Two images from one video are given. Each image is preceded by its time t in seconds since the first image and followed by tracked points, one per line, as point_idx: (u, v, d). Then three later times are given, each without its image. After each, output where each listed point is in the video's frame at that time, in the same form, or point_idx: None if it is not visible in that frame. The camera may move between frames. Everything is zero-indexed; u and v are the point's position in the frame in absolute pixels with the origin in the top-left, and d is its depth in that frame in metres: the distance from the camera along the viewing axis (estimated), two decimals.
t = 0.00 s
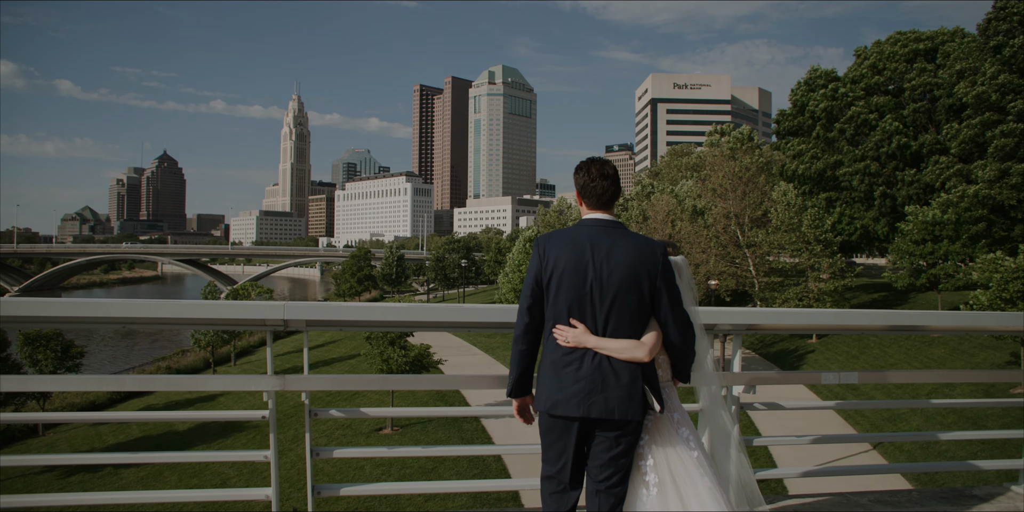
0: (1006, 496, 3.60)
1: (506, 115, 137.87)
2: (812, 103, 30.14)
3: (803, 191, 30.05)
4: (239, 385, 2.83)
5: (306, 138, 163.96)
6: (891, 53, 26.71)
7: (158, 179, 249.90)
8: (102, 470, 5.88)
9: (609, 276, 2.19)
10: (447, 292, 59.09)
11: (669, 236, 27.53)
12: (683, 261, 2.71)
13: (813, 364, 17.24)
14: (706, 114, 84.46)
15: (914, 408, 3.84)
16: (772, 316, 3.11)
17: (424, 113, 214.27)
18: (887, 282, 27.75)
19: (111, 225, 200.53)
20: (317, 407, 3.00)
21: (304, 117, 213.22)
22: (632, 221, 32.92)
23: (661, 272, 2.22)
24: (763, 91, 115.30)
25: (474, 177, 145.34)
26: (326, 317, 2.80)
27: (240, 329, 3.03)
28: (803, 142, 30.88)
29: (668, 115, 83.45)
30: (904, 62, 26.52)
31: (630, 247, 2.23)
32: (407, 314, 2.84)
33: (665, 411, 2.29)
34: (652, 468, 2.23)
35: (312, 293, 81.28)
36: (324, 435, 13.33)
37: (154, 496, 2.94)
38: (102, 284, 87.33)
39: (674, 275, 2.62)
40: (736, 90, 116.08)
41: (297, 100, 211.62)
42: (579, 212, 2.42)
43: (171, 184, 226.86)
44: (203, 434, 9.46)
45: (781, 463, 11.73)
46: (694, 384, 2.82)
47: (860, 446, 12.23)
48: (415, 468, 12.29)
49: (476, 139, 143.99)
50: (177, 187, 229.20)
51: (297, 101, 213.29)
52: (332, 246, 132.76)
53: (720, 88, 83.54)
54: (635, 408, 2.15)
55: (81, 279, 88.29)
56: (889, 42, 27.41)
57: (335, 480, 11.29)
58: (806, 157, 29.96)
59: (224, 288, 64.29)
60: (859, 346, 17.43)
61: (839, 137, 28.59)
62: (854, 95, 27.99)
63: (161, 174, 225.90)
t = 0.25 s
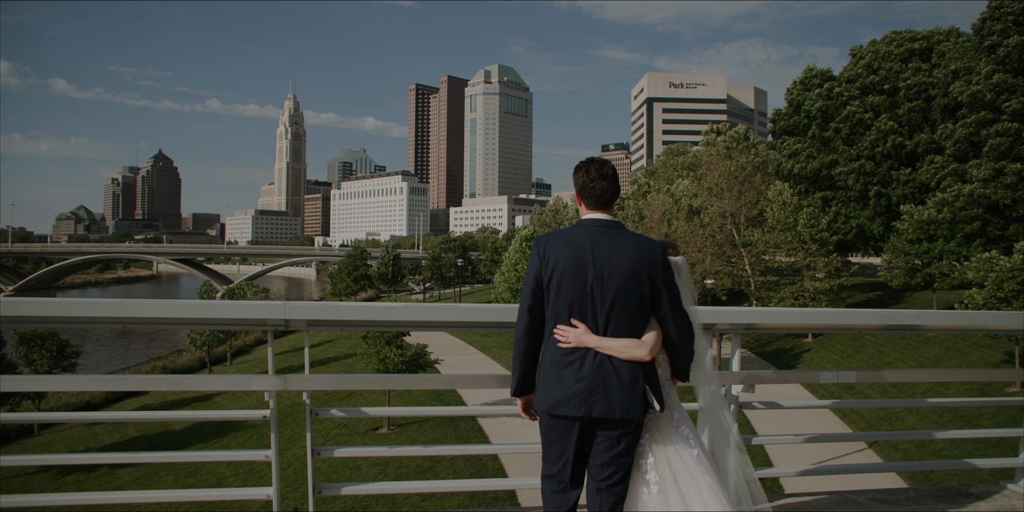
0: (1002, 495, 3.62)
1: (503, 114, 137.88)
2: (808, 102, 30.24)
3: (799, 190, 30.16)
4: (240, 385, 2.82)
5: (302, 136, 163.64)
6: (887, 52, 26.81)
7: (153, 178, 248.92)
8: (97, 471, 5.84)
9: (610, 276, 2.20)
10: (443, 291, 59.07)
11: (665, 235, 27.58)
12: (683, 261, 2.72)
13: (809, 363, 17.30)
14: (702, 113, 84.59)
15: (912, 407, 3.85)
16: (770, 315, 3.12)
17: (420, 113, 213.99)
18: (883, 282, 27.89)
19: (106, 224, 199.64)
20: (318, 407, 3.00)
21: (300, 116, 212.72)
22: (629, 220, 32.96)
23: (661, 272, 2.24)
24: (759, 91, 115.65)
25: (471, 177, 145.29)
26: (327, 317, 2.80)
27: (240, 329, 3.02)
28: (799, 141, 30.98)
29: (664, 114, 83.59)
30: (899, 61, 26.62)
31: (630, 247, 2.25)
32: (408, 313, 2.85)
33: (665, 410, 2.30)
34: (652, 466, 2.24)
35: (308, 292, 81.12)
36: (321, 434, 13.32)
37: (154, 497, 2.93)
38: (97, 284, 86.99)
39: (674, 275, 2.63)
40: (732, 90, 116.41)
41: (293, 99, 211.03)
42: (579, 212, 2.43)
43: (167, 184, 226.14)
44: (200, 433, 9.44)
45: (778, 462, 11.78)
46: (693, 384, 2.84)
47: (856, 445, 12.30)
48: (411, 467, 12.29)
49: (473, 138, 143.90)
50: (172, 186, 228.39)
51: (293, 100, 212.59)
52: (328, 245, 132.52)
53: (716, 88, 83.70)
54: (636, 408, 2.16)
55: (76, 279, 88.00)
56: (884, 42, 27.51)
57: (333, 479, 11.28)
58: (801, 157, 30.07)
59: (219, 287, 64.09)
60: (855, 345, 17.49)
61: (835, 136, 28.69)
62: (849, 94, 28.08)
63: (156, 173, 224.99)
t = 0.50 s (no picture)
0: (996, 492, 3.66)
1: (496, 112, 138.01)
2: (802, 102, 30.37)
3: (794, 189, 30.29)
4: (238, 384, 2.83)
5: (296, 135, 163.14)
6: (881, 52, 26.94)
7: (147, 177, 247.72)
8: (94, 469, 5.84)
9: (611, 276, 2.22)
10: (439, 290, 59.07)
11: (661, 234, 27.68)
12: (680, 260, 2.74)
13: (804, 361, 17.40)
14: (697, 112, 84.78)
15: (908, 406, 3.87)
16: (768, 314, 3.14)
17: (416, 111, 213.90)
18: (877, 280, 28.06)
19: (99, 223, 198.84)
20: (318, 406, 3.01)
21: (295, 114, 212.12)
22: (625, 218, 33.01)
23: (662, 272, 2.25)
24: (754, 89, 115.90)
25: (467, 176, 145.24)
26: (328, 316, 2.81)
27: (240, 328, 3.03)
28: (794, 140, 31.10)
29: (660, 113, 83.75)
30: (894, 61, 26.74)
31: (629, 246, 2.26)
32: (407, 313, 2.86)
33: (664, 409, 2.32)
34: (652, 464, 2.26)
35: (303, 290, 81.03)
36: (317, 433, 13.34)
37: (151, 496, 2.94)
38: (91, 283, 86.70)
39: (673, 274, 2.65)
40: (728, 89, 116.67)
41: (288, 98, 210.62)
42: (578, 211, 2.45)
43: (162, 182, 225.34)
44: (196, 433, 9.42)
45: (773, 461, 11.85)
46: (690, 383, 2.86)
47: (851, 443, 12.38)
48: (407, 466, 12.30)
49: (469, 137, 143.86)
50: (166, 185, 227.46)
51: (288, 99, 212.50)
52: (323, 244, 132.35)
53: (711, 86, 83.88)
54: (636, 407, 2.18)
55: (71, 277, 87.68)
56: (879, 41, 27.63)
57: (329, 478, 11.30)
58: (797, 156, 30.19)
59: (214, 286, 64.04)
60: (849, 343, 17.60)
61: (829, 136, 28.81)
62: (843, 94, 28.22)
63: (149, 172, 223.62)
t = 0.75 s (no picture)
0: (990, 490, 3.69)
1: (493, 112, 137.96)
2: (798, 101, 30.45)
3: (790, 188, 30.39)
4: (239, 383, 2.84)
5: (292, 133, 162.67)
6: (876, 52, 27.05)
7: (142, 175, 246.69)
8: (90, 468, 5.85)
9: (607, 276, 2.24)
10: (435, 289, 59.02)
11: (657, 233, 27.73)
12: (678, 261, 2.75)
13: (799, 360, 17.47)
14: (693, 112, 84.98)
15: (904, 405, 3.90)
16: (764, 315, 3.17)
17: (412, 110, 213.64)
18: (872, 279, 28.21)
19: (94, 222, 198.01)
20: (317, 406, 3.02)
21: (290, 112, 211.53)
22: (621, 217, 33.03)
23: (658, 271, 2.27)
24: (750, 89, 116.15)
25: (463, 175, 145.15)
26: (328, 317, 2.81)
27: (239, 328, 3.03)
28: (790, 139, 31.18)
29: (656, 112, 83.89)
30: (889, 61, 26.87)
31: (627, 245, 2.28)
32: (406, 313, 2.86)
33: (661, 408, 2.35)
34: (648, 463, 2.28)
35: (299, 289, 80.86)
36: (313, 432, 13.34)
37: (148, 496, 2.93)
38: (86, 282, 86.31)
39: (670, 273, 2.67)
40: (724, 89, 116.84)
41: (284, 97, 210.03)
42: (575, 212, 2.46)
43: (157, 181, 224.58)
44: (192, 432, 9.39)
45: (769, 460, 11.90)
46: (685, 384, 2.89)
47: (846, 442, 12.45)
48: (404, 465, 12.29)
49: (465, 136, 143.77)
50: (161, 184, 226.50)
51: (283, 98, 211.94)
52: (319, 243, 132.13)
53: (707, 86, 84.06)
54: (633, 405, 2.20)
55: (65, 277, 87.30)
56: (874, 40, 27.74)
57: (326, 477, 11.30)
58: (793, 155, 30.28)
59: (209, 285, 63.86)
60: (844, 342, 17.68)
61: (825, 135, 28.91)
62: (839, 93, 28.33)
63: (144, 171, 222.58)
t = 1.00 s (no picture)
0: (982, 489, 3.73)
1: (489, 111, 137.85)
2: (794, 101, 30.54)
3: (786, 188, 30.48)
4: (236, 384, 2.86)
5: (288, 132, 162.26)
6: (872, 51, 27.15)
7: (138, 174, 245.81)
8: (87, 468, 5.84)
9: (601, 277, 2.26)
10: (431, 288, 58.97)
11: (653, 232, 27.78)
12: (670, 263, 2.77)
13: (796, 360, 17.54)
14: (690, 111, 85.12)
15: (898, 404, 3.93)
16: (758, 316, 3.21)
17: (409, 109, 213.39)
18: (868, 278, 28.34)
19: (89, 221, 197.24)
20: (313, 406, 3.03)
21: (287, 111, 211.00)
22: (617, 217, 33.06)
23: (652, 273, 2.30)
24: (746, 88, 116.34)
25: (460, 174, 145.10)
26: (325, 318, 2.84)
27: (236, 330, 3.05)
28: (786, 139, 31.26)
29: (653, 111, 83.97)
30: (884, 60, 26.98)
31: (621, 247, 2.31)
32: (402, 314, 2.88)
33: (653, 407, 2.38)
34: (641, 462, 2.31)
35: (296, 289, 80.73)
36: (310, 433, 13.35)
37: (146, 495, 2.96)
38: (81, 281, 86.01)
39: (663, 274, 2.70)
40: (720, 88, 117.00)
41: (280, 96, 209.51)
42: (569, 214, 2.48)
43: (152, 180, 223.72)
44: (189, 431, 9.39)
45: (766, 458, 11.94)
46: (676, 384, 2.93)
47: (842, 442, 12.49)
48: (400, 464, 12.30)
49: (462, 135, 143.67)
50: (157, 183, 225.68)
51: (280, 97, 211.41)
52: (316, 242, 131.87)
53: (704, 85, 84.18)
54: (626, 406, 2.23)
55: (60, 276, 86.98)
56: (870, 40, 27.84)
57: (323, 477, 11.31)
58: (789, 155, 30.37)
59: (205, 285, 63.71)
60: (840, 342, 17.74)
61: (820, 135, 29.01)
62: (834, 93, 28.43)
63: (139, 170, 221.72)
